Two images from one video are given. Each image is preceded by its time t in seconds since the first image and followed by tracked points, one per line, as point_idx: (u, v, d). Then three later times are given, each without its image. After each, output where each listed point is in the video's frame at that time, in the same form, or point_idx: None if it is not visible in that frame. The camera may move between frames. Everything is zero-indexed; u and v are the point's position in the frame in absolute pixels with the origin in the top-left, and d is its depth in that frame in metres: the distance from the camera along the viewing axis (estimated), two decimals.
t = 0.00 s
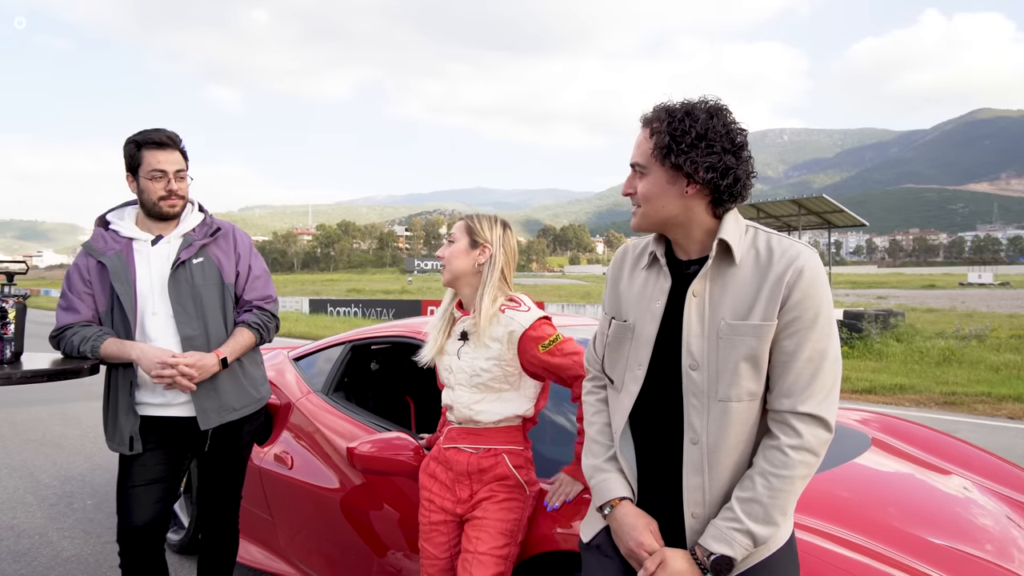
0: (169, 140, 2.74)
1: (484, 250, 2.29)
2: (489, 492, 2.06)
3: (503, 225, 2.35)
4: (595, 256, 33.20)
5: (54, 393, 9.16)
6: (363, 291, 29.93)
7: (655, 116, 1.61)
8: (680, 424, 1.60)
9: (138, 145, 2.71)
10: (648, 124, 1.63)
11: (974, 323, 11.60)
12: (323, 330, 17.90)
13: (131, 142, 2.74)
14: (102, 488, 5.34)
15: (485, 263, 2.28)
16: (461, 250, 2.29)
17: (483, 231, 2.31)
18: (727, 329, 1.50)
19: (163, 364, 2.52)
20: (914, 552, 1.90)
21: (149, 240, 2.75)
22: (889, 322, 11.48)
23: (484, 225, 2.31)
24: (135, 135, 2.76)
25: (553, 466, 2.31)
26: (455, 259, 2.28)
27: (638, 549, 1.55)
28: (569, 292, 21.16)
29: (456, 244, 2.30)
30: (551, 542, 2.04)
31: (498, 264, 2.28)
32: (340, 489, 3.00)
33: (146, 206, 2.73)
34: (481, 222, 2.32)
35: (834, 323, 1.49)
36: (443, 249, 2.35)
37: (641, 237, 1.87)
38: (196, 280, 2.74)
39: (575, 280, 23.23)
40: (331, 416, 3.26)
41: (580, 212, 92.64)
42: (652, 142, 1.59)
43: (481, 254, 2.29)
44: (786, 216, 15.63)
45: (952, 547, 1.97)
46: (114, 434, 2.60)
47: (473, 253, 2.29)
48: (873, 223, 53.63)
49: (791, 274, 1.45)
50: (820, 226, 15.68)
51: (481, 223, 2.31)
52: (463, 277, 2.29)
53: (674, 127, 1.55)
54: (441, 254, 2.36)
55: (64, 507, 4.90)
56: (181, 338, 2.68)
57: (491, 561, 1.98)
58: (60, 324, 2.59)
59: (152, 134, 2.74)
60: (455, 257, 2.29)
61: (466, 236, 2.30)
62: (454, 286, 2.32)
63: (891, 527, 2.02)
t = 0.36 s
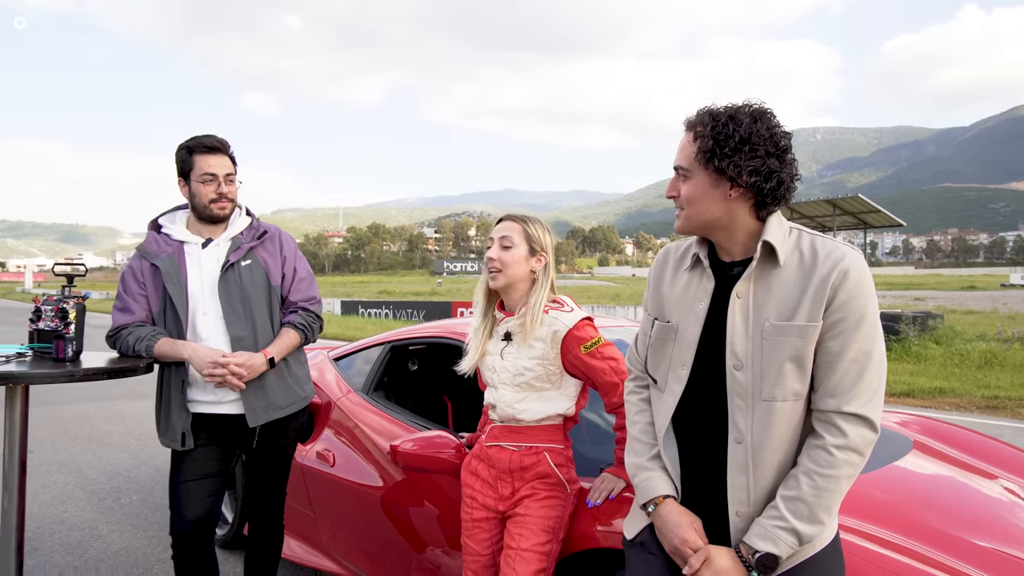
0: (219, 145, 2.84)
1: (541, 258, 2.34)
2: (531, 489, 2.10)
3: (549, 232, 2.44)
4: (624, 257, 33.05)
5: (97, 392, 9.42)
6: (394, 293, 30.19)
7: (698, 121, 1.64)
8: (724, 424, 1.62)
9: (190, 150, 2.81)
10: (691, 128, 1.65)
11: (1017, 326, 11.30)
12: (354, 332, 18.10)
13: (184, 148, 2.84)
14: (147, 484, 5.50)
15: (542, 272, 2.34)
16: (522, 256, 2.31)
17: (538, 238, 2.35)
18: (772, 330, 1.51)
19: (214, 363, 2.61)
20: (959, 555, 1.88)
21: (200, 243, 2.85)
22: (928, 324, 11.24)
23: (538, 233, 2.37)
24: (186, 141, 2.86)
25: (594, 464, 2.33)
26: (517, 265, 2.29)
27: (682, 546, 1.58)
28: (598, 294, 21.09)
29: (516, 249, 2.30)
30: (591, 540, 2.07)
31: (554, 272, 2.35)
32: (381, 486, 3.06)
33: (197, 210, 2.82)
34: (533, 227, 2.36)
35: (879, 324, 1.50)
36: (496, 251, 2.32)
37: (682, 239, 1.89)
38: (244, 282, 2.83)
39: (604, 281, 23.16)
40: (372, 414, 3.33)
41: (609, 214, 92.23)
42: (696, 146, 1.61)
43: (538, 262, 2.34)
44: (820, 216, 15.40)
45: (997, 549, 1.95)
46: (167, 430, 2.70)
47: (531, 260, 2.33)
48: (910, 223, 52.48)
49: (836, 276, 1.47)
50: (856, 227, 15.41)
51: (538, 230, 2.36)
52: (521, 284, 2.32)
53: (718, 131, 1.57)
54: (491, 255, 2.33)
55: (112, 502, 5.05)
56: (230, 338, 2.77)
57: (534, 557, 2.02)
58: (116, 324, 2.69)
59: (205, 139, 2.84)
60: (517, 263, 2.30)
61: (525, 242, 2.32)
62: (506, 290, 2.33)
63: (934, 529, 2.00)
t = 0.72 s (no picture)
0: (269, 145, 2.94)
1: (591, 258, 2.38)
2: (576, 479, 2.14)
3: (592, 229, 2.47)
4: (657, 253, 32.81)
5: (143, 385, 9.71)
6: (427, 289, 30.43)
7: (748, 117, 1.66)
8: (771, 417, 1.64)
9: (242, 150, 2.91)
10: (741, 125, 1.68)
11: None
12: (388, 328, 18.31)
13: (235, 148, 2.94)
14: (194, 473, 5.68)
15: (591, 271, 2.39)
16: (576, 259, 2.34)
17: (588, 239, 2.39)
18: (821, 326, 1.54)
19: (267, 355, 2.71)
20: (1006, 550, 1.88)
21: (251, 240, 2.94)
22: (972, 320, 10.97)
23: (587, 233, 2.40)
24: (237, 141, 2.95)
25: (635, 455, 2.37)
26: (571, 268, 2.32)
27: (727, 536, 1.61)
28: (631, 290, 20.98)
29: (570, 252, 2.33)
30: (634, 530, 2.12)
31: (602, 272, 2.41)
32: (424, 477, 3.13)
33: (248, 208, 2.92)
34: (582, 225, 2.39)
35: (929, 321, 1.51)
36: (551, 253, 2.33)
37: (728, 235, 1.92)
38: (293, 278, 2.92)
39: (637, 277, 23.05)
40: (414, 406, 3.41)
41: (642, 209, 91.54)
42: (746, 143, 1.64)
43: (589, 262, 2.38)
44: (859, 211, 15.12)
45: None
46: (221, 419, 2.80)
47: (583, 261, 2.36)
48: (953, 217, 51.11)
49: (887, 273, 1.48)
50: (896, 221, 15.10)
51: (586, 229, 2.39)
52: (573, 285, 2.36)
53: (768, 128, 1.59)
54: (545, 257, 2.34)
55: (162, 490, 5.24)
56: (282, 331, 2.86)
57: (579, 545, 2.07)
58: (173, 318, 2.80)
59: (255, 139, 2.93)
60: (571, 266, 2.32)
61: (579, 244, 2.35)
62: (558, 290, 2.36)
63: (980, 524, 2.00)
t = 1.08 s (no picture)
0: (322, 139, 3.01)
1: (638, 250, 2.40)
2: (623, 467, 2.18)
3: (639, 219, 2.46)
4: (696, 244, 32.42)
5: (192, 374, 10.03)
6: (464, 281, 30.63)
7: (804, 109, 1.67)
8: (823, 408, 1.66)
9: (296, 143, 3.03)
10: (796, 117, 1.68)
11: None
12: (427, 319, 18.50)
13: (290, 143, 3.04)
14: (244, 459, 5.86)
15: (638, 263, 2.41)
16: (624, 253, 2.36)
17: (635, 231, 2.40)
18: (876, 319, 1.54)
19: (323, 342, 2.79)
20: None
21: (304, 233, 3.04)
22: None
23: (634, 225, 2.41)
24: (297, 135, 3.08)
25: (682, 445, 2.40)
26: (619, 262, 2.35)
27: (778, 524, 1.63)
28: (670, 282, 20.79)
29: (618, 247, 2.35)
30: (681, 518, 2.15)
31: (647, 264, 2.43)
32: (470, 464, 3.20)
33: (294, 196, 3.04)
34: (628, 218, 2.40)
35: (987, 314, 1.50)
36: (599, 248, 2.35)
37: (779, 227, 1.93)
38: (345, 269, 3.01)
39: (675, 268, 22.86)
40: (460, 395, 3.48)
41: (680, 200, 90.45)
42: (801, 134, 1.64)
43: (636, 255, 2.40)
44: (906, 200, 14.75)
45: None
46: (276, 406, 2.91)
47: (630, 254, 2.38)
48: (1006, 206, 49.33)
49: (944, 266, 1.48)
50: (946, 210, 14.66)
51: (633, 222, 2.40)
52: (620, 278, 2.39)
53: (825, 119, 1.60)
54: (593, 254, 2.36)
55: (215, 475, 5.42)
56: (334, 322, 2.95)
57: (626, 532, 2.11)
58: (231, 308, 2.90)
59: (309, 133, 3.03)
60: (619, 260, 2.35)
61: (626, 238, 2.37)
62: (606, 283, 2.39)
63: None
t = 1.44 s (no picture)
0: (361, 135, 3.07)
1: (675, 243, 2.42)
2: (662, 457, 2.21)
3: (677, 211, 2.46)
4: (730, 237, 32.02)
5: (233, 364, 10.28)
6: (496, 274, 30.72)
7: (849, 103, 1.67)
8: (864, 400, 1.67)
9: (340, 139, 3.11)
10: (841, 110, 1.69)
11: None
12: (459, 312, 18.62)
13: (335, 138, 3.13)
14: (285, 448, 6.01)
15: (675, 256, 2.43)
16: (659, 247, 2.38)
17: (671, 224, 2.41)
18: (920, 311, 1.55)
19: (362, 333, 2.86)
20: None
21: (347, 227, 3.13)
22: None
23: (670, 217, 2.42)
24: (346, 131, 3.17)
25: (720, 437, 2.42)
26: (653, 257, 2.37)
27: (818, 514, 1.64)
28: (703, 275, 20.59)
29: (653, 242, 2.37)
30: (719, 508, 2.18)
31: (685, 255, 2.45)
32: (508, 454, 3.26)
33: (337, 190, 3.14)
34: (665, 212, 2.41)
35: None
36: (634, 243, 2.38)
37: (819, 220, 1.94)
38: (387, 263, 3.08)
39: (709, 262, 22.64)
40: (498, 387, 3.54)
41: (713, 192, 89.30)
42: (847, 128, 1.65)
43: (673, 248, 2.42)
44: (948, 192, 14.39)
45: None
46: (320, 395, 3.00)
47: (666, 247, 2.40)
48: None
49: (990, 258, 1.49)
50: (991, 201, 14.26)
51: (669, 214, 2.41)
52: (657, 271, 2.42)
53: (871, 113, 1.61)
54: (627, 249, 2.40)
55: (257, 463, 5.58)
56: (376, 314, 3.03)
57: (664, 520, 2.15)
58: (278, 300, 3.00)
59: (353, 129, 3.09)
60: (653, 254, 2.38)
61: (661, 233, 2.38)
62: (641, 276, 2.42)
63: None
